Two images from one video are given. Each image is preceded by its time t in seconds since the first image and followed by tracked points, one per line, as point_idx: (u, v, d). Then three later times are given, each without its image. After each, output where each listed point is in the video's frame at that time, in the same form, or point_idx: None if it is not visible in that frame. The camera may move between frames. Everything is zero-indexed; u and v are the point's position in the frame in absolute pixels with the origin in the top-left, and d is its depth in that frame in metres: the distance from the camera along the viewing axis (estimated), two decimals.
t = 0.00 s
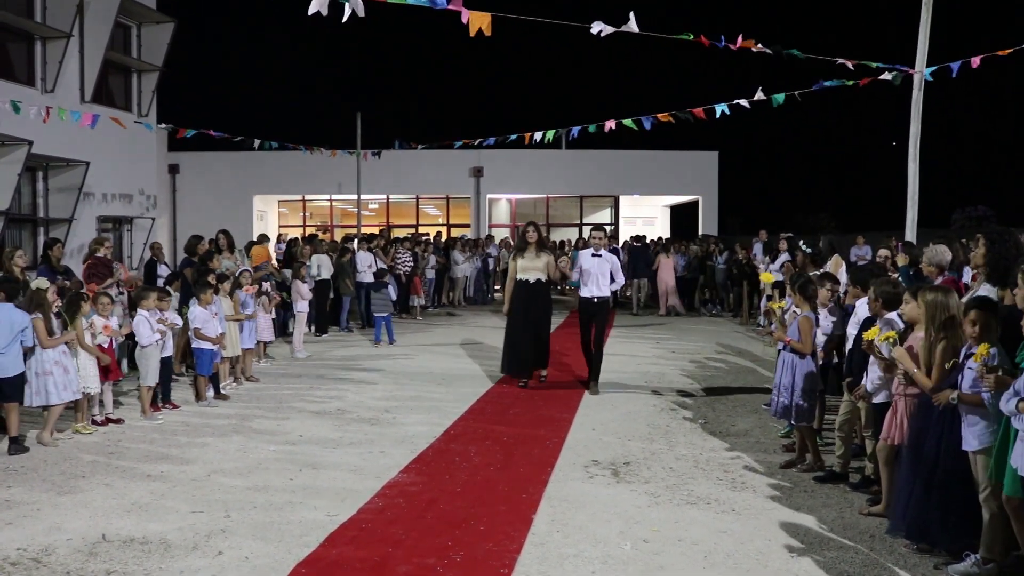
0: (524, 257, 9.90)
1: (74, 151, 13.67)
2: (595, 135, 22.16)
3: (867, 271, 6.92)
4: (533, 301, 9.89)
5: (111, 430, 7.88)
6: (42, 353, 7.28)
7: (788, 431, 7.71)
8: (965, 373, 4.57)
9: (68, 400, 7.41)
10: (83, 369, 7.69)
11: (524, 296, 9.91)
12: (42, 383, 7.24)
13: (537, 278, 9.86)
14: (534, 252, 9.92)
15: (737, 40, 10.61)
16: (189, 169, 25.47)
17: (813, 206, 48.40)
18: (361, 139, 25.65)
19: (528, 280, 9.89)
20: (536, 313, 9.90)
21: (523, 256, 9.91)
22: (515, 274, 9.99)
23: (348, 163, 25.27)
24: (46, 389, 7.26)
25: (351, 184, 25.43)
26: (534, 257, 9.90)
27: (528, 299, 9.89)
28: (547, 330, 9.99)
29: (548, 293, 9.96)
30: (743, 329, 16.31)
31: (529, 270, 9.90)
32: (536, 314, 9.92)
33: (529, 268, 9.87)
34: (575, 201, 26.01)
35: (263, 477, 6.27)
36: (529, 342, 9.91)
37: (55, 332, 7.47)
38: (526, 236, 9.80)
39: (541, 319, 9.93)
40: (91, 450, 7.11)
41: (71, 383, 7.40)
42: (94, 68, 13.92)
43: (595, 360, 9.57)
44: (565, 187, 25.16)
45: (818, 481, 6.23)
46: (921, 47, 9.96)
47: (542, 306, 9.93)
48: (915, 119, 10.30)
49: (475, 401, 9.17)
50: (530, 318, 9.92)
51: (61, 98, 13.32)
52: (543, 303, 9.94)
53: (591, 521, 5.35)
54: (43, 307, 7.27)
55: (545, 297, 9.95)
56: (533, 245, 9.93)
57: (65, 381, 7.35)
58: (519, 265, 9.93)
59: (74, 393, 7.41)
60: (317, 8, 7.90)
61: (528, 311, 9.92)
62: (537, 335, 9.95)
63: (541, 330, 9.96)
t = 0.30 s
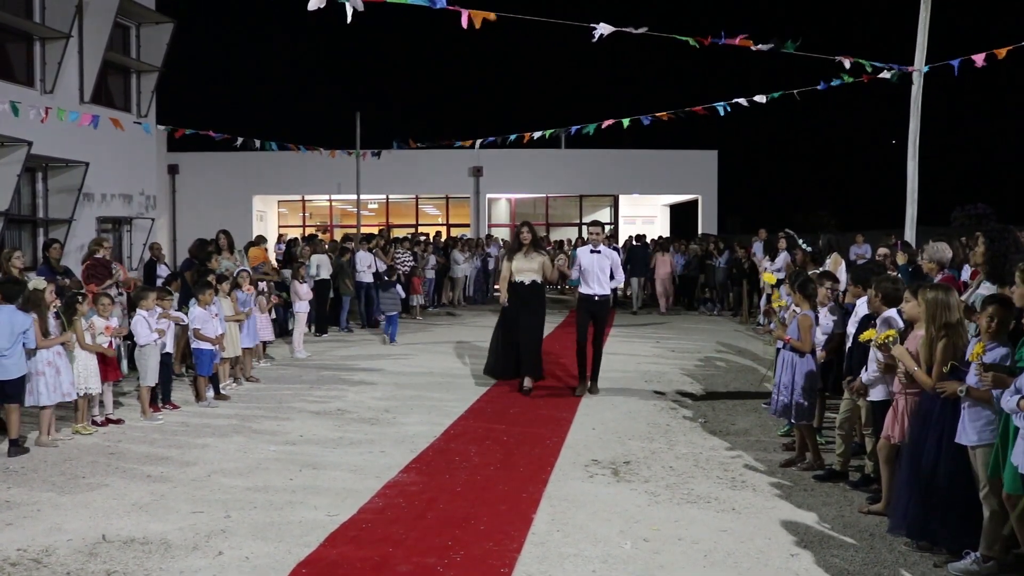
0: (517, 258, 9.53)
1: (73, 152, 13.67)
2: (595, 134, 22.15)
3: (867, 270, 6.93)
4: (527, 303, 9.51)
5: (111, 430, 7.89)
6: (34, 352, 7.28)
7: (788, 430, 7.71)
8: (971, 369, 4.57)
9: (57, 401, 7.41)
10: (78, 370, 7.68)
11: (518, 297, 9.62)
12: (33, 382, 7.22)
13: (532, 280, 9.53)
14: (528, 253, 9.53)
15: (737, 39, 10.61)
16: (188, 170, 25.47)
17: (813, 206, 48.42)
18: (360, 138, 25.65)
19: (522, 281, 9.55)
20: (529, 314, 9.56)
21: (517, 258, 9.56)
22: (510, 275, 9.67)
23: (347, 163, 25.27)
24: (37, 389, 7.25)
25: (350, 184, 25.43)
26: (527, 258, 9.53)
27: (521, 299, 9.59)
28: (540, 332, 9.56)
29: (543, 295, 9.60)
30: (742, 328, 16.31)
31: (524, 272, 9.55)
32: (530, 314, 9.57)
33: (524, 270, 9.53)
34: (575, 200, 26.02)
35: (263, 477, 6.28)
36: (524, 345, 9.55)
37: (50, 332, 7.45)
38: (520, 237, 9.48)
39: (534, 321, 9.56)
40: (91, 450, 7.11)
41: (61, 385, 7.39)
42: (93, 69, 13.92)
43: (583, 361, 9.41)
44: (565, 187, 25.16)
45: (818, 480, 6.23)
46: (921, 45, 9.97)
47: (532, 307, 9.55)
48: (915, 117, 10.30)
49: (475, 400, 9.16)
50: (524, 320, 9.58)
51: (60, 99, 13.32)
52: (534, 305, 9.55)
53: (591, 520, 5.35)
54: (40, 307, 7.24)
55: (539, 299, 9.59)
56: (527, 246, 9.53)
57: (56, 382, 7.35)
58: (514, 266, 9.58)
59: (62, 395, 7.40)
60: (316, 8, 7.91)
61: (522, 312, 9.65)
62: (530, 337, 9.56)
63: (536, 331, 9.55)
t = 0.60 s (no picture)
0: (513, 256, 9.49)
1: (73, 152, 13.67)
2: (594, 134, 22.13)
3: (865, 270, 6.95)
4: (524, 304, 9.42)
5: (111, 430, 7.89)
6: (34, 353, 7.28)
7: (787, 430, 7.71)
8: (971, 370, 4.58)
9: (57, 402, 7.42)
10: (76, 370, 7.68)
11: (515, 299, 9.49)
12: (31, 384, 7.22)
13: (528, 279, 9.45)
14: (525, 251, 9.48)
15: (736, 38, 10.61)
16: (188, 171, 25.48)
17: (813, 206, 48.44)
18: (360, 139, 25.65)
19: (518, 280, 9.46)
20: (530, 315, 9.44)
21: (514, 256, 9.52)
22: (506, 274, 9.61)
23: (347, 163, 25.26)
24: (36, 390, 7.25)
25: (350, 184, 25.44)
26: (523, 256, 9.47)
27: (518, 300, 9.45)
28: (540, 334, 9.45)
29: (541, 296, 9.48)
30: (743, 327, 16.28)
31: (519, 270, 9.47)
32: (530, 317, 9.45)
33: (520, 268, 9.44)
34: (574, 200, 26.02)
35: (263, 477, 6.28)
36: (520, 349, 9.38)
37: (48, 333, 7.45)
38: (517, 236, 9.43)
39: (536, 323, 9.45)
40: (91, 451, 7.11)
41: (59, 386, 7.40)
42: (93, 69, 13.92)
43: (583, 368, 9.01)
44: (564, 187, 25.16)
45: (818, 480, 6.23)
46: (920, 44, 9.96)
47: (533, 308, 9.44)
48: (914, 116, 10.30)
49: (475, 400, 9.16)
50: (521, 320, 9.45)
51: (59, 99, 13.32)
52: (535, 305, 9.42)
53: (591, 520, 5.35)
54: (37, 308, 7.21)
55: (538, 300, 9.44)
56: (524, 244, 9.51)
57: (55, 383, 7.36)
58: (511, 264, 9.52)
59: (61, 396, 7.42)
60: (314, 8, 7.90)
61: (519, 314, 9.51)
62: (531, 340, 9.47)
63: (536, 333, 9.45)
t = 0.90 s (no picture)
0: (505, 259, 8.82)
1: (71, 155, 13.68)
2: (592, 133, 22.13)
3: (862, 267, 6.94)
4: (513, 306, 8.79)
5: (111, 432, 7.89)
6: (39, 355, 7.28)
7: (787, 427, 7.72)
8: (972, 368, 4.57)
9: (63, 404, 7.43)
10: (80, 373, 7.69)
11: (508, 303, 8.82)
12: (38, 387, 7.22)
13: (522, 284, 8.81)
14: (517, 253, 8.80)
15: (734, 37, 10.60)
16: (187, 172, 25.48)
17: (813, 204, 48.45)
18: (358, 139, 25.64)
19: (511, 285, 8.81)
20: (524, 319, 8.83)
21: (505, 259, 8.83)
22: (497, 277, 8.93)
23: (345, 164, 25.26)
24: (43, 392, 7.25)
25: (349, 185, 25.44)
26: (515, 259, 8.79)
27: (512, 304, 8.79)
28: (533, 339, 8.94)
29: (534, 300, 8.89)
30: (742, 326, 16.26)
31: (512, 274, 8.81)
32: (525, 321, 8.84)
33: (513, 272, 8.79)
34: (573, 199, 25.99)
35: (264, 478, 6.28)
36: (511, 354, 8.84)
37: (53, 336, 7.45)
38: (508, 238, 8.78)
39: (531, 326, 8.90)
40: (91, 453, 7.11)
41: (66, 387, 7.43)
42: (90, 72, 13.92)
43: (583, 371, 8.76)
44: (563, 186, 25.15)
45: (817, 477, 6.24)
46: (917, 41, 9.96)
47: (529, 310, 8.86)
48: (912, 113, 10.30)
49: (474, 400, 9.15)
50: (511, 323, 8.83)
51: (57, 101, 13.31)
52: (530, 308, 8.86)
53: (591, 519, 5.36)
54: (38, 310, 7.21)
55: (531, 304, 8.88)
56: (516, 247, 8.81)
57: (61, 385, 7.37)
58: (502, 268, 8.84)
59: (68, 397, 7.44)
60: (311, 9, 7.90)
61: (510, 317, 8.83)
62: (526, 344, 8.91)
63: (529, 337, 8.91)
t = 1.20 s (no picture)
0: (499, 254, 8.53)
1: (71, 155, 13.69)
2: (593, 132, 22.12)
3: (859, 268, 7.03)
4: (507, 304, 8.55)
5: (112, 432, 7.89)
6: (46, 353, 7.29)
7: (788, 427, 7.71)
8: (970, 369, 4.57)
9: (70, 402, 7.44)
10: (83, 371, 7.71)
11: (502, 304, 8.57)
12: (45, 385, 7.23)
13: (516, 280, 8.53)
14: (510, 249, 8.54)
15: (734, 36, 10.60)
16: (187, 171, 25.49)
17: (814, 203, 48.42)
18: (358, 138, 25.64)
19: (504, 281, 8.54)
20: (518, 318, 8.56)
21: (499, 254, 8.55)
22: (489, 275, 8.62)
23: (346, 164, 25.26)
24: (50, 391, 7.26)
25: (349, 184, 25.44)
26: (510, 254, 8.52)
27: (504, 305, 8.53)
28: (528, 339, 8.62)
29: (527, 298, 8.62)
30: (743, 325, 16.25)
31: (506, 270, 8.53)
32: (518, 322, 8.56)
33: (508, 268, 8.50)
34: (574, 198, 25.93)
35: (264, 478, 6.28)
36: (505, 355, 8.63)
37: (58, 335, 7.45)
38: (500, 231, 8.52)
39: (525, 328, 8.59)
40: (92, 453, 7.11)
41: (73, 385, 7.44)
42: (90, 72, 13.93)
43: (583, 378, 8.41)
44: (563, 185, 25.14)
45: (818, 477, 6.24)
46: (918, 40, 9.96)
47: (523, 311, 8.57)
48: (913, 111, 10.28)
49: (475, 400, 9.14)
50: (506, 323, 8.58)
51: (58, 101, 13.32)
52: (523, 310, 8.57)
53: (592, 518, 5.35)
54: (44, 309, 7.22)
55: (525, 303, 8.62)
56: (509, 241, 8.56)
57: (68, 383, 7.38)
58: (495, 263, 8.55)
59: (74, 395, 7.45)
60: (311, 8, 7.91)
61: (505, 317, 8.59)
62: (519, 344, 8.58)
63: (522, 339, 8.57)
